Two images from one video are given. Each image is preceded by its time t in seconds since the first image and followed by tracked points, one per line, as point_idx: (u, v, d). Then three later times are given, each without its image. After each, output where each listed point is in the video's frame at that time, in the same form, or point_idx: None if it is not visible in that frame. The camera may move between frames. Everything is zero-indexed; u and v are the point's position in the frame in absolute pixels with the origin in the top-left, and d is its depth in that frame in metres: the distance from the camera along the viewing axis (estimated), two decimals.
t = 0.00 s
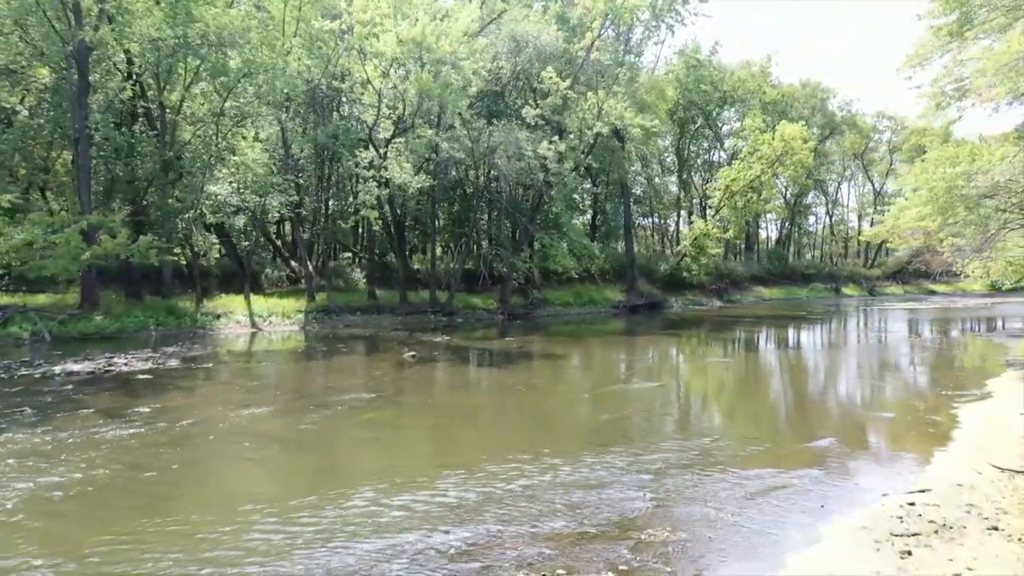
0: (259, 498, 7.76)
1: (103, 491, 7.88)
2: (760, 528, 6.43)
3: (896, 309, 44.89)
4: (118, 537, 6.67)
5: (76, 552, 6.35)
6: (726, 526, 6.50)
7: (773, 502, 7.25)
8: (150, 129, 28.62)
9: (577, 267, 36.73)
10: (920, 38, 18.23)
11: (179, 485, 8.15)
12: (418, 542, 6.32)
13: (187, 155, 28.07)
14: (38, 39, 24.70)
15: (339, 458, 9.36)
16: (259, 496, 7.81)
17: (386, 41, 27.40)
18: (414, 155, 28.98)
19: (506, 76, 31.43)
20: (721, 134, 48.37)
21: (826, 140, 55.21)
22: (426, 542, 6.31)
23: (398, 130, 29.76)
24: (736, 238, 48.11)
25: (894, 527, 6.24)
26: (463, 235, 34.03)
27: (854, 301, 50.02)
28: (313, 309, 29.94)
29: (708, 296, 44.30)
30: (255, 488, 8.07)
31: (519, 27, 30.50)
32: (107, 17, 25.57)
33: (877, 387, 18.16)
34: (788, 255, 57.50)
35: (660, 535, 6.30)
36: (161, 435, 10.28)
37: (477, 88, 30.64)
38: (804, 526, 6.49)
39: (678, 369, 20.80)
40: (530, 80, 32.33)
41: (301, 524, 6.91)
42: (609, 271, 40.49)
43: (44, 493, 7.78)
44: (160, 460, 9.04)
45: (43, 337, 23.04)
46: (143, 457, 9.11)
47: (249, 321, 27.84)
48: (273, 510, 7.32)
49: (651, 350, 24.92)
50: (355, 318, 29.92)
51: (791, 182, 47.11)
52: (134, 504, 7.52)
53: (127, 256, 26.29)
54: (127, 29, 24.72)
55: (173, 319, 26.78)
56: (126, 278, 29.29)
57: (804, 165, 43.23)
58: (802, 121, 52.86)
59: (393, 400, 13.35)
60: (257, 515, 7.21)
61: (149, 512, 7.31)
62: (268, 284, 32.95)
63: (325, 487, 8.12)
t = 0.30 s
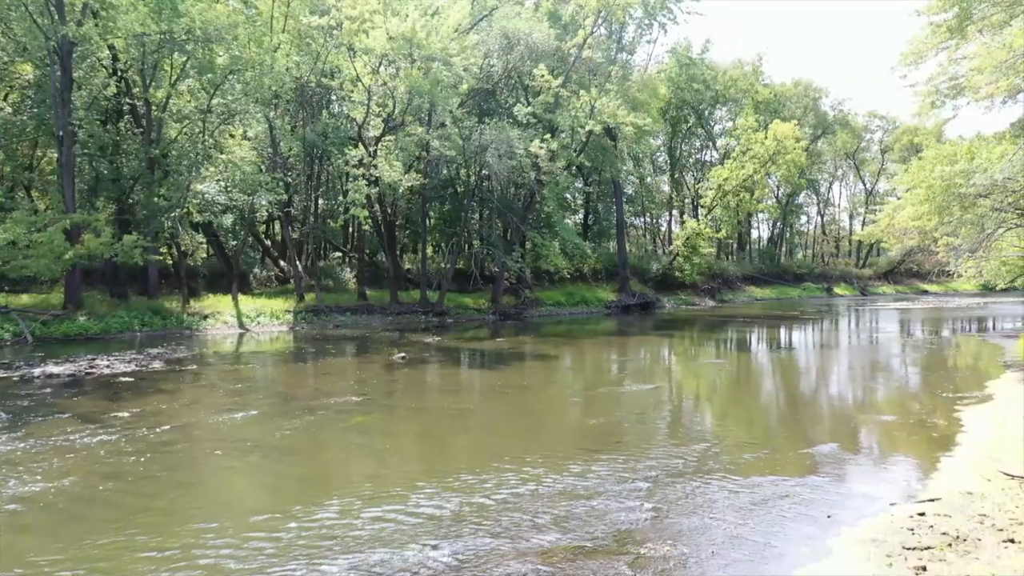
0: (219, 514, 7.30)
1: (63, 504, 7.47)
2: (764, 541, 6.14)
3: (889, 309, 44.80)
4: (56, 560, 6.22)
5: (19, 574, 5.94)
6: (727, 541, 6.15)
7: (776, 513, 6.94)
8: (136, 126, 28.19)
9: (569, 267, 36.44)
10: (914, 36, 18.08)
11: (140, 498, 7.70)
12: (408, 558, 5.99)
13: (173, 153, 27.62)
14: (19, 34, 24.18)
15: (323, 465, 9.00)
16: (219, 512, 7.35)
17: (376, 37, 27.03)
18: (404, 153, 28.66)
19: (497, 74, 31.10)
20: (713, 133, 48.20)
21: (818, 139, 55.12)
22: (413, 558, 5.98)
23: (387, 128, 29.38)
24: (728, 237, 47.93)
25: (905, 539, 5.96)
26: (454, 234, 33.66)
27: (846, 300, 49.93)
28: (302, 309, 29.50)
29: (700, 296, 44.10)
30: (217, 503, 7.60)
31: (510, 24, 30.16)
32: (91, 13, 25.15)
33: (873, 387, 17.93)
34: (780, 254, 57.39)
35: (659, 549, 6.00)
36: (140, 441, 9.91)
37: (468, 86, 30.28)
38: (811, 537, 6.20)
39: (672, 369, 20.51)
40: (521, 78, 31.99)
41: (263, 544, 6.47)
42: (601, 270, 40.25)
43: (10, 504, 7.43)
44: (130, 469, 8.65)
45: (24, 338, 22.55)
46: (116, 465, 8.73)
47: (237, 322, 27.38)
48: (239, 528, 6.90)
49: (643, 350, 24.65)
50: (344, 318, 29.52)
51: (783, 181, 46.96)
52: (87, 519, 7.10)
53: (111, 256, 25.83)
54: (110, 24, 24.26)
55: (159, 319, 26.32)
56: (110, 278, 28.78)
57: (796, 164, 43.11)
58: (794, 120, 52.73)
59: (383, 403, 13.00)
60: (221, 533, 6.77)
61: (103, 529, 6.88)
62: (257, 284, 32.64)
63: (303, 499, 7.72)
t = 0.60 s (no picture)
0: (176, 534, 6.87)
1: (27, 518, 7.11)
2: (770, 555, 5.83)
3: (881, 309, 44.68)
4: None
5: None
6: (728, 556, 5.84)
7: (780, 525, 6.64)
8: (121, 124, 27.70)
9: (560, 266, 36.11)
10: (908, 34, 17.83)
11: (96, 513, 7.28)
12: None
13: (158, 151, 27.11)
14: None
15: (298, 477, 8.60)
16: (172, 531, 6.91)
17: (364, 33, 26.58)
18: (393, 152, 28.25)
19: (488, 72, 30.73)
20: (705, 132, 47.99)
21: (809, 139, 55.00)
22: None
23: (376, 126, 28.97)
24: (720, 237, 47.72)
25: (919, 554, 5.67)
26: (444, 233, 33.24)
27: (839, 300, 49.78)
28: (290, 310, 29.05)
29: (693, 296, 43.85)
30: (175, 521, 7.18)
31: (501, 20, 29.77)
32: (73, 7, 24.62)
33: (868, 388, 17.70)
34: (772, 254, 57.23)
35: (659, 565, 5.69)
36: (116, 448, 9.53)
37: (459, 83, 29.86)
38: (818, 551, 5.90)
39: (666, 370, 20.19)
40: (512, 75, 31.60)
41: (234, 563, 6.13)
42: (593, 270, 39.96)
43: None
44: (96, 480, 8.26)
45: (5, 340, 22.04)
46: (79, 477, 8.31)
47: (223, 323, 26.93)
48: (197, 548, 6.49)
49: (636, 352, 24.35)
50: (333, 319, 29.08)
51: (776, 181, 46.77)
52: (37, 538, 6.68)
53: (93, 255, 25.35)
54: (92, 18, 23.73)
55: (144, 320, 25.83)
56: (95, 279, 28.24)
57: (788, 163, 42.95)
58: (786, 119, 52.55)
59: (370, 407, 12.66)
60: (173, 555, 6.34)
61: (51, 549, 6.47)
62: (245, 284, 32.36)
63: (265, 516, 7.29)
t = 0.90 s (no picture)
0: (148, 549, 6.52)
1: None
2: (775, 570, 5.56)
3: (871, 309, 44.65)
4: None
5: None
6: (730, 571, 5.56)
7: (782, 536, 6.36)
8: (104, 121, 27.15)
9: (550, 266, 35.87)
10: (902, 32, 17.60)
11: (52, 529, 6.87)
12: None
13: (143, 149, 26.66)
14: None
15: (269, 487, 8.18)
16: (117, 550, 6.45)
17: (352, 29, 26.24)
18: (382, 150, 27.91)
19: (478, 70, 30.46)
20: (695, 132, 47.86)
21: (799, 138, 54.97)
22: None
23: (364, 124, 28.62)
24: (710, 237, 47.58)
25: (931, 569, 5.41)
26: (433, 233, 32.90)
27: (829, 300, 49.74)
28: (277, 310, 28.62)
29: (684, 296, 43.68)
30: (126, 538, 6.73)
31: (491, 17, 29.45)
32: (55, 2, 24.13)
33: (858, 387, 17.57)
34: (763, 254, 57.19)
35: None
36: (89, 455, 9.16)
37: (449, 81, 29.59)
38: (826, 567, 5.61)
39: (657, 371, 19.95)
40: (502, 73, 31.33)
41: None
42: (583, 270, 39.77)
43: None
44: (59, 492, 7.85)
45: None
46: (34, 490, 7.87)
47: (209, 324, 26.49)
48: (169, 566, 6.15)
49: (628, 352, 24.12)
50: (321, 319, 28.67)
51: (767, 180, 46.65)
52: None
53: (75, 255, 24.83)
54: (74, 12, 23.26)
55: (127, 320, 25.35)
56: (78, 278, 27.71)
57: (780, 163, 42.91)
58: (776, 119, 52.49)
59: (356, 411, 12.31)
60: None
61: None
62: (231, 284, 31.91)
63: (226, 533, 6.85)
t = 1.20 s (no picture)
0: (121, 563, 6.21)
1: None
2: None
3: (863, 309, 44.56)
4: None
5: None
6: None
7: (785, 548, 6.10)
8: (87, 118, 26.68)
9: (542, 265, 35.57)
10: (895, 29, 17.39)
11: (20, 543, 6.54)
12: None
13: (127, 146, 26.20)
14: None
15: (244, 497, 7.79)
16: (66, 568, 6.06)
17: (340, 24, 25.84)
18: (371, 147, 27.55)
19: (469, 68, 30.14)
20: (686, 131, 47.66)
21: (791, 138, 54.87)
22: None
23: (353, 121, 28.23)
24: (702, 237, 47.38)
25: None
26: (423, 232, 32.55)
27: (821, 300, 49.63)
28: (265, 311, 28.18)
29: (676, 296, 43.48)
30: (87, 554, 6.36)
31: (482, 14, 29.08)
32: None
33: (852, 387, 17.39)
34: (754, 254, 57.09)
35: None
36: (63, 463, 8.80)
37: (440, 79, 29.26)
38: None
39: (650, 372, 19.71)
40: (493, 71, 31.01)
41: None
42: (575, 270, 39.52)
43: None
44: (30, 502, 7.51)
45: None
46: None
47: (195, 324, 26.05)
48: None
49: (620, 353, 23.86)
50: (309, 320, 28.25)
51: (759, 180, 46.47)
52: None
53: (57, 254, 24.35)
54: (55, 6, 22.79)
55: (111, 321, 24.89)
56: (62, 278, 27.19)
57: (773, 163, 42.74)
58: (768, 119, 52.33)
59: (343, 415, 11.97)
60: None
61: None
62: (218, 284, 31.47)
63: (187, 550, 6.45)
